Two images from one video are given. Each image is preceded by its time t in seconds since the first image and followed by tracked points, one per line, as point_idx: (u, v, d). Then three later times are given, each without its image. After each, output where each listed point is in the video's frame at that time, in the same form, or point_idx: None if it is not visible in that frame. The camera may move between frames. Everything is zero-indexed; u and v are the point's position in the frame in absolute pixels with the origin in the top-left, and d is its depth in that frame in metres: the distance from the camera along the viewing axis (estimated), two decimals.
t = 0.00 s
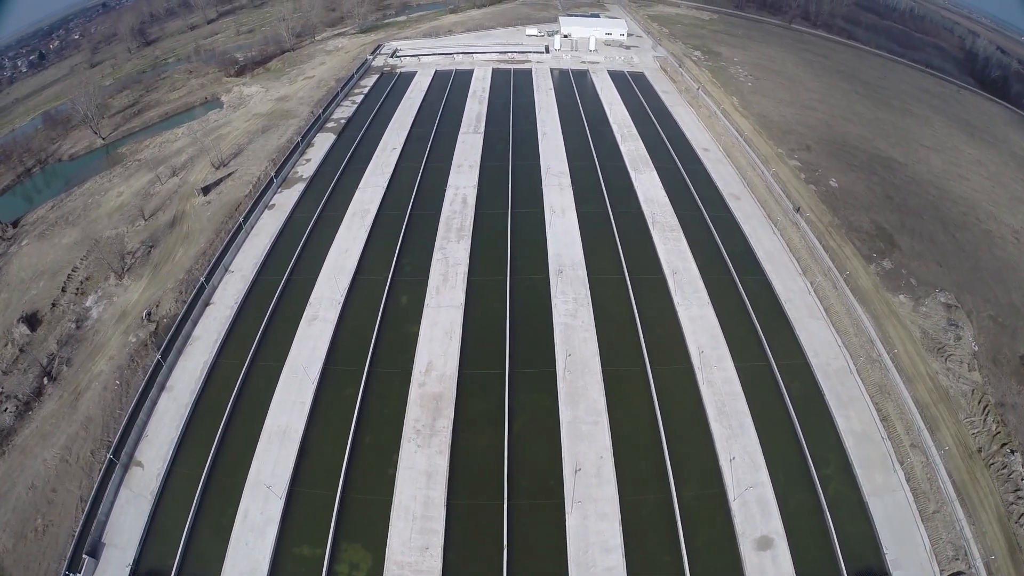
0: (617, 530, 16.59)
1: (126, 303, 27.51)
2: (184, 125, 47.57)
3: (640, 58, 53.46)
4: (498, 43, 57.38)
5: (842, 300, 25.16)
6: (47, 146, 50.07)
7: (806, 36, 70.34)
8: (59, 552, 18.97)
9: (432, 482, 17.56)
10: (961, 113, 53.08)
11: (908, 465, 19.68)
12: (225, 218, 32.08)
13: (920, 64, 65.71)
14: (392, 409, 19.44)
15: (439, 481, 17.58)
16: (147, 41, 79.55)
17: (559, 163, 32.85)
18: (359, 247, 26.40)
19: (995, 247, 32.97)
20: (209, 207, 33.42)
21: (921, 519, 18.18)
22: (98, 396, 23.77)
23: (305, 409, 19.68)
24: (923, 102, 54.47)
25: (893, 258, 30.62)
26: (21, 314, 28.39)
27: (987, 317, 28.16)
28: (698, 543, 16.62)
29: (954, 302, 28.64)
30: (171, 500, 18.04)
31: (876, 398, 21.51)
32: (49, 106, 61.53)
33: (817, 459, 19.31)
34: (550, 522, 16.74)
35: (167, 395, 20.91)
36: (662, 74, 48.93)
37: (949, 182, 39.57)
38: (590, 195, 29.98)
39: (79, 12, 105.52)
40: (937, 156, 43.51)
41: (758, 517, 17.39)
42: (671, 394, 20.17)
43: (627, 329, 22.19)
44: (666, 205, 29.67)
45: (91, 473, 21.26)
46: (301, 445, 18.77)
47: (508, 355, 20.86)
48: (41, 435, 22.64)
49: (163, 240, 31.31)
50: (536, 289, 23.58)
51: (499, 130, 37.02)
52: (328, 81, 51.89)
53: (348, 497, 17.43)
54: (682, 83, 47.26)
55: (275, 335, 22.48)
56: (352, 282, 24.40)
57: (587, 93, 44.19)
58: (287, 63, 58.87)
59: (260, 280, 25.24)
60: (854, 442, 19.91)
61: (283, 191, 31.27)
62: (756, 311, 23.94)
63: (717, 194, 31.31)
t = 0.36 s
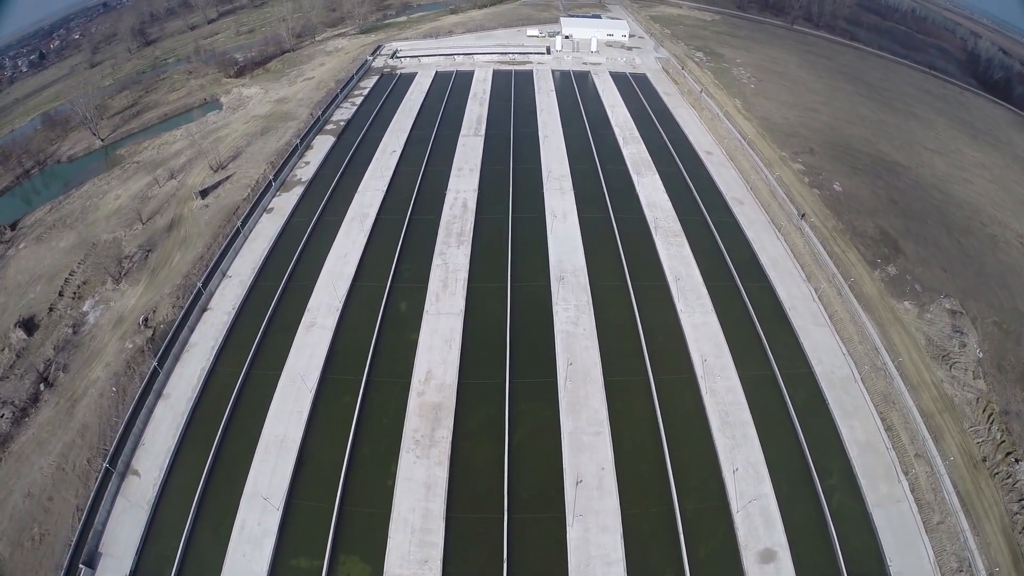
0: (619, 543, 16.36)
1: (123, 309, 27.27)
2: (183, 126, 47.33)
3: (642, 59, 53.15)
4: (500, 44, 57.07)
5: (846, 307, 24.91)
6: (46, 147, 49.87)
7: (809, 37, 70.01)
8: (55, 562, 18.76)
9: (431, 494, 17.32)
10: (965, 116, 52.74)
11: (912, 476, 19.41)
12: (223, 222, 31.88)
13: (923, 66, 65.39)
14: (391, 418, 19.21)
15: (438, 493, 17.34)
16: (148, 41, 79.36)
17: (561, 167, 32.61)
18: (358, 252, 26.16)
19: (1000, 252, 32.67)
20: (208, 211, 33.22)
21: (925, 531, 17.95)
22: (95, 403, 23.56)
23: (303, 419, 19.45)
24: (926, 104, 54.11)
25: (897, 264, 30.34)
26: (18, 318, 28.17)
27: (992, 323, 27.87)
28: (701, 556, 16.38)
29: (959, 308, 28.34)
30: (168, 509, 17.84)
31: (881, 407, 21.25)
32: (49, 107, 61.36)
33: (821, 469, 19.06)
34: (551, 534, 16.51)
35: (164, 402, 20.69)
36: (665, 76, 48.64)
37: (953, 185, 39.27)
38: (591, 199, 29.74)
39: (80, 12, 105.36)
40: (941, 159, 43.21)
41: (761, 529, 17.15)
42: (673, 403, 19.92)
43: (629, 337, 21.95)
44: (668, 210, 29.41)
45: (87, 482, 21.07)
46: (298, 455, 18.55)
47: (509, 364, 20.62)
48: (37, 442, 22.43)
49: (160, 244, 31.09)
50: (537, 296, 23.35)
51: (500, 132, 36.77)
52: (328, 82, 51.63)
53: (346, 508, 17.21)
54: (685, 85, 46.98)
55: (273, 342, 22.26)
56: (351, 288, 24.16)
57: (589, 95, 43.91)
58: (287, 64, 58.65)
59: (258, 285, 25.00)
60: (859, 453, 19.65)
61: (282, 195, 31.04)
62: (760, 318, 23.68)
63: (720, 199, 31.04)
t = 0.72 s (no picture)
0: (620, 557, 16.11)
1: (120, 314, 27.05)
2: (181, 128, 47.14)
3: (643, 60, 52.89)
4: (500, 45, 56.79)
5: (850, 313, 24.65)
6: (44, 148, 49.65)
7: (811, 38, 69.74)
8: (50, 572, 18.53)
9: (430, 506, 17.09)
10: (968, 118, 52.41)
11: (917, 487, 19.16)
12: (220, 226, 31.66)
13: (925, 67, 65.08)
14: (389, 428, 18.97)
15: (436, 505, 17.11)
16: (147, 41, 79.16)
17: (561, 170, 32.38)
18: (356, 257, 25.90)
19: (1004, 257, 32.38)
20: (205, 215, 33.00)
21: (929, 543, 17.72)
22: (91, 411, 23.35)
23: (300, 428, 19.22)
24: (930, 106, 53.78)
25: (901, 269, 30.06)
26: (14, 323, 27.93)
27: (997, 329, 27.59)
28: (703, 570, 16.12)
29: (964, 314, 28.06)
30: (164, 520, 17.61)
31: (885, 416, 20.99)
32: (48, 107, 61.16)
33: (824, 480, 18.81)
34: (551, 548, 16.25)
35: (160, 411, 20.47)
36: (666, 77, 48.38)
37: (956, 189, 38.96)
38: (592, 204, 29.49)
39: (80, 11, 105.17)
40: (944, 162, 42.90)
41: (764, 542, 16.89)
42: (675, 414, 19.67)
43: (631, 345, 21.70)
44: (670, 214, 29.15)
45: (83, 491, 20.85)
46: (296, 465, 18.33)
47: (509, 373, 20.38)
48: (33, 449, 22.20)
49: (157, 248, 30.88)
50: (538, 303, 23.10)
51: (500, 135, 36.54)
52: (327, 83, 51.36)
53: (343, 520, 16.99)
54: (687, 87, 46.72)
55: (270, 349, 22.04)
56: (348, 294, 23.90)
57: (590, 97, 43.65)
58: (286, 64, 58.41)
59: (255, 291, 24.76)
60: (863, 463, 19.40)
61: (279, 198, 30.82)
62: (763, 326, 23.40)
63: (722, 203, 30.78)
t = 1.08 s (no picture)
0: (621, 571, 15.87)
1: (116, 321, 26.83)
2: (180, 130, 46.94)
3: (645, 62, 52.65)
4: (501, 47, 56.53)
5: (854, 320, 24.41)
6: (43, 150, 49.44)
7: (812, 39, 69.48)
8: None
9: (428, 519, 16.87)
10: (971, 120, 52.13)
11: (921, 498, 18.90)
12: (218, 231, 31.43)
13: (927, 69, 64.81)
14: (387, 438, 18.77)
15: (435, 517, 16.89)
16: (147, 41, 78.98)
17: (562, 174, 32.14)
18: (354, 263, 25.64)
19: (1008, 262, 32.12)
20: (202, 219, 32.79)
21: (933, 555, 17.49)
22: (87, 418, 23.14)
23: (297, 438, 18.99)
24: (932, 108, 53.49)
25: (905, 275, 29.81)
26: (10, 328, 27.70)
27: (1001, 336, 27.34)
28: None
29: (968, 321, 27.81)
30: (160, 531, 17.39)
31: (889, 425, 20.73)
32: (47, 108, 60.97)
33: (828, 491, 18.57)
34: (551, 561, 16.01)
35: (156, 419, 20.26)
36: (668, 79, 48.13)
37: (959, 192, 38.69)
38: (593, 208, 29.24)
39: (80, 11, 105.02)
40: (947, 165, 42.61)
41: (767, 555, 16.66)
42: (677, 424, 19.43)
43: (632, 354, 21.46)
44: (672, 219, 28.89)
45: (79, 500, 20.63)
46: (293, 476, 18.13)
47: (508, 382, 20.14)
48: (29, 457, 21.98)
49: (154, 253, 30.66)
50: (538, 311, 22.85)
51: (500, 138, 36.32)
52: (327, 85, 51.13)
53: (341, 532, 16.77)
54: (688, 89, 46.46)
55: (267, 357, 21.81)
56: (346, 301, 23.67)
57: (591, 99, 43.40)
58: (286, 66, 58.17)
59: (252, 298, 24.53)
60: (866, 474, 19.16)
61: (277, 202, 30.57)
62: (766, 334, 23.15)
63: (724, 208, 30.53)
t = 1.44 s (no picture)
0: None
1: (112, 327, 26.59)
2: (178, 132, 46.71)
3: (646, 63, 52.38)
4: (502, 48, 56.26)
5: (858, 328, 24.17)
6: (41, 151, 49.18)
7: (814, 40, 69.22)
8: None
9: (426, 531, 16.65)
10: (974, 122, 51.81)
11: (925, 509, 18.64)
12: (214, 235, 31.18)
13: (929, 70, 64.52)
14: (385, 449, 18.55)
15: (433, 530, 16.67)
16: (146, 42, 78.74)
17: (563, 178, 31.91)
18: (352, 269, 25.36)
19: (1012, 266, 31.85)
20: (199, 223, 32.55)
21: (937, 567, 17.26)
22: (82, 426, 22.90)
23: (293, 448, 18.77)
24: (935, 110, 53.18)
25: (909, 280, 29.55)
26: (6, 333, 27.46)
27: (1005, 342, 27.08)
28: None
29: (972, 327, 27.54)
30: (156, 542, 17.18)
31: (893, 434, 20.48)
32: (46, 109, 60.72)
33: (830, 501, 18.35)
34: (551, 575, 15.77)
35: (152, 427, 20.04)
36: (669, 81, 47.87)
37: (963, 196, 38.42)
38: (594, 213, 28.99)
39: (81, 11, 104.76)
40: (950, 168, 42.32)
41: (769, 568, 16.43)
42: (679, 435, 19.21)
43: (633, 363, 21.20)
44: (674, 224, 28.63)
45: (75, 509, 20.39)
46: (289, 487, 17.90)
47: (508, 392, 19.89)
48: (25, 465, 21.77)
49: (150, 257, 30.41)
50: (538, 318, 22.61)
51: (500, 141, 36.09)
52: (326, 87, 50.85)
53: (337, 545, 16.56)
54: (690, 91, 46.19)
55: (263, 364, 21.58)
56: (344, 307, 23.42)
57: (592, 101, 43.16)
58: (284, 67, 57.91)
59: (249, 304, 24.29)
60: (870, 484, 18.92)
61: (275, 206, 30.32)
62: (769, 342, 22.89)
63: (727, 212, 30.27)
